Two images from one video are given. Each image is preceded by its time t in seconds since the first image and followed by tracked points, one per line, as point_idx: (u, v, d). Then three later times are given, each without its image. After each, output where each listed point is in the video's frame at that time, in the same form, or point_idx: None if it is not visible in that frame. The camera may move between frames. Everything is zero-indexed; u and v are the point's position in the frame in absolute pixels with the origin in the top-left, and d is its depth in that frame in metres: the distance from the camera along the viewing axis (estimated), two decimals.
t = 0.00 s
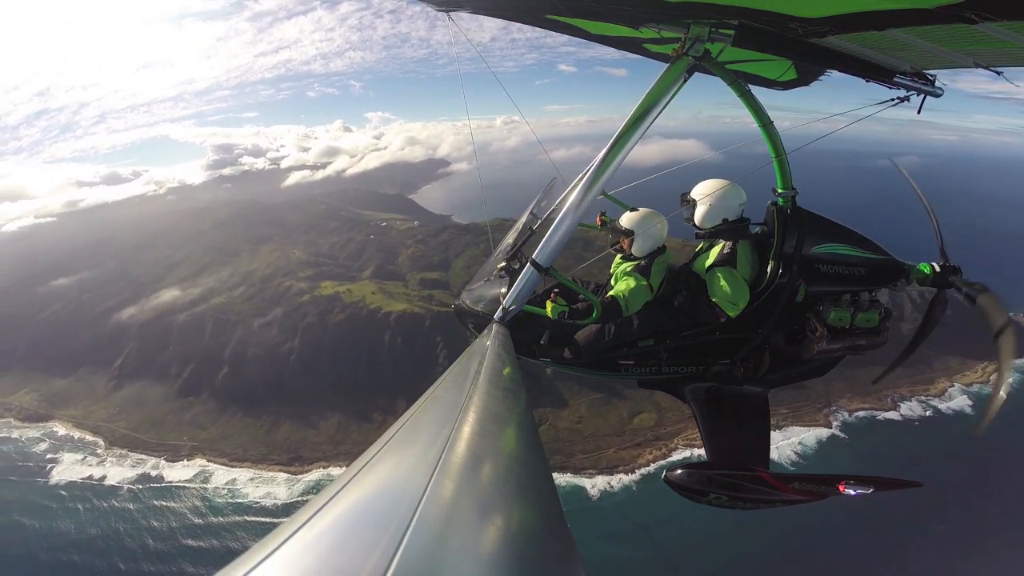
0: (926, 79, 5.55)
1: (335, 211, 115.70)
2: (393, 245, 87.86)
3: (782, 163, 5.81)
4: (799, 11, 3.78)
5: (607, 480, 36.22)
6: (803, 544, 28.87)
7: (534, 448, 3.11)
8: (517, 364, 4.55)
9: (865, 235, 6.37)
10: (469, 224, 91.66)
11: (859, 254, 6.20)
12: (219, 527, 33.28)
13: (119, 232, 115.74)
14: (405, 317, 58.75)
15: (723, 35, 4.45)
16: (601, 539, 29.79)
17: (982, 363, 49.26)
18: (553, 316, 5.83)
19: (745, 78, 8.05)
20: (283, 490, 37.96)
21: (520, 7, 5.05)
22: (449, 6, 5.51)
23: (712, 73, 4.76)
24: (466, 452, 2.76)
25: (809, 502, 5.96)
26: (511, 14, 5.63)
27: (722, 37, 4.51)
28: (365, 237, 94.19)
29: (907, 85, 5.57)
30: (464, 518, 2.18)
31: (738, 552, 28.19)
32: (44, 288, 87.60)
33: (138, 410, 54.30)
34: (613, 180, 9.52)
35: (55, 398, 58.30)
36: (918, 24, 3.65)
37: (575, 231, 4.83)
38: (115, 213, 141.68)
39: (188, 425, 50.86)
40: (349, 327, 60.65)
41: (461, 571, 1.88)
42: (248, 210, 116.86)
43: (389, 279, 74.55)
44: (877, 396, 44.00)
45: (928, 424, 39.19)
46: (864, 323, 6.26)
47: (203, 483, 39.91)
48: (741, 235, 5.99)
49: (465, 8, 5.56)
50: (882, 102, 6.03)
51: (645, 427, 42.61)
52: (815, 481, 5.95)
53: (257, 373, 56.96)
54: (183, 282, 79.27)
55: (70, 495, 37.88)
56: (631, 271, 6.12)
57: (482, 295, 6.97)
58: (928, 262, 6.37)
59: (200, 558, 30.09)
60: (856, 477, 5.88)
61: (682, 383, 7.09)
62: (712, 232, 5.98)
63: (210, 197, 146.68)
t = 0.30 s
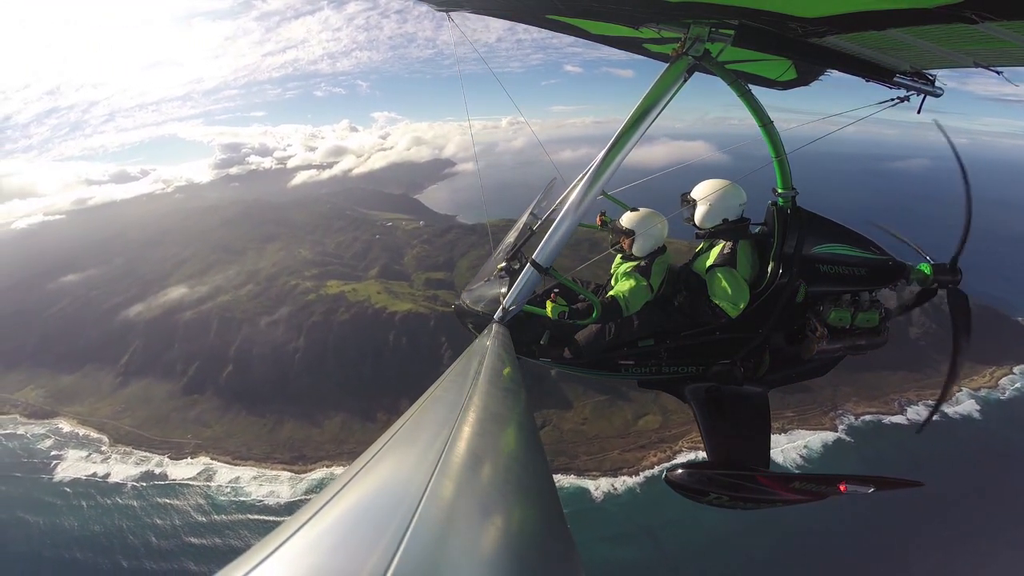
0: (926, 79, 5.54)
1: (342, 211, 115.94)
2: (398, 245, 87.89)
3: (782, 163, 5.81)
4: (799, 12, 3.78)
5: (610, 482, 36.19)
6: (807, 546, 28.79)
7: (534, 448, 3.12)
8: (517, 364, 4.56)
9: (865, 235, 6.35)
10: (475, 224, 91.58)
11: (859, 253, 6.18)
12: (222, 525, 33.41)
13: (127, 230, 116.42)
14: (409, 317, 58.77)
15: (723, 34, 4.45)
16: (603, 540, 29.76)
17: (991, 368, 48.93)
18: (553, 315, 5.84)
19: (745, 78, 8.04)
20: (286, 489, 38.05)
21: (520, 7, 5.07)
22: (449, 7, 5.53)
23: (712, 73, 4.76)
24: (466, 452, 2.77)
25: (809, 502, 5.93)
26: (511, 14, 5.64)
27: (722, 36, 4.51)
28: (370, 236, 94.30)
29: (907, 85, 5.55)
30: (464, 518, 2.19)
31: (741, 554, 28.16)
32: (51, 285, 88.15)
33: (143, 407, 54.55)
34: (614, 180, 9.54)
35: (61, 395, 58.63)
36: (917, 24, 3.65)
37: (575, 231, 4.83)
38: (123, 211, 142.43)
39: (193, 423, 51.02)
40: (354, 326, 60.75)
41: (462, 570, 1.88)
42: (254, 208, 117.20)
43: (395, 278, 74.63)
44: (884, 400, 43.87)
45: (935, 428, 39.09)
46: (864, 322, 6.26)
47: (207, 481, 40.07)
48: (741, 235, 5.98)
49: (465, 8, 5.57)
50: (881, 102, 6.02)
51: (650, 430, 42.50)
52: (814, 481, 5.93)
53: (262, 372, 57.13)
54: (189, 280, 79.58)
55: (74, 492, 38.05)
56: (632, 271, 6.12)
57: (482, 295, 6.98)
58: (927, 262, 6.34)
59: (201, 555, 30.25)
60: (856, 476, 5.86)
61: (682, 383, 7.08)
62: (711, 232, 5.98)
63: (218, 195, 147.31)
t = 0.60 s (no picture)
0: (926, 79, 5.52)
1: (348, 210, 116.12)
2: (405, 244, 87.90)
3: (782, 163, 5.82)
4: (798, 11, 3.77)
5: (614, 485, 36.13)
6: (811, 551, 28.70)
7: (534, 448, 3.12)
8: (517, 364, 4.57)
9: (865, 235, 6.33)
10: (481, 225, 91.56)
11: (859, 253, 6.17)
12: (225, 523, 33.50)
13: (135, 228, 116.99)
14: (415, 317, 58.72)
15: (724, 34, 4.46)
16: (605, 543, 29.77)
17: (1000, 374, 48.65)
18: (553, 315, 5.84)
19: (746, 78, 8.03)
20: (288, 488, 38.11)
21: (521, 7, 5.08)
22: (449, 6, 5.54)
23: (712, 73, 4.76)
24: (466, 452, 2.78)
25: (809, 502, 5.92)
26: (512, 14, 5.65)
27: (722, 37, 4.53)
28: (377, 236, 94.35)
29: (907, 85, 5.54)
30: (463, 518, 2.20)
31: (745, 558, 28.11)
32: (60, 282, 88.69)
33: (148, 405, 54.74)
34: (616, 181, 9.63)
35: (67, 391, 58.92)
36: (918, 24, 3.63)
37: (575, 231, 4.84)
38: (132, 209, 143.12)
39: (198, 421, 51.16)
40: (359, 326, 60.81)
41: (461, 570, 1.89)
42: (262, 207, 117.46)
43: (400, 278, 74.70)
44: (892, 405, 43.77)
45: (942, 435, 38.97)
46: (864, 322, 6.25)
47: (210, 479, 40.19)
48: (741, 235, 5.98)
49: (466, 9, 5.58)
50: (881, 102, 6.01)
51: (655, 433, 42.37)
52: (815, 482, 5.90)
53: (266, 371, 57.26)
54: (197, 278, 79.82)
55: (78, 489, 38.20)
56: (631, 272, 6.12)
57: (482, 295, 6.99)
58: (928, 261, 6.32)
59: (201, 554, 30.33)
60: (857, 477, 5.84)
61: (682, 383, 7.08)
62: (713, 232, 6.02)
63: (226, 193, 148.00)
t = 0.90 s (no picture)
0: (927, 79, 5.49)
1: (355, 208, 116.16)
2: (410, 243, 87.83)
3: (782, 163, 5.81)
4: (798, 12, 3.77)
5: (617, 487, 36.15)
6: (812, 555, 28.73)
7: (533, 447, 3.13)
8: (517, 364, 4.57)
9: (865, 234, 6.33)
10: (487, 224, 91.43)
11: (859, 253, 6.16)
12: (226, 520, 33.62)
13: (143, 224, 117.45)
14: (420, 317, 58.66)
15: (724, 34, 4.46)
16: (606, 545, 29.87)
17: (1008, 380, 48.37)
18: (553, 315, 5.84)
19: (746, 78, 8.01)
20: (290, 484, 38.28)
21: (521, 7, 5.08)
22: (450, 6, 5.54)
23: (712, 73, 4.76)
24: (467, 452, 2.78)
25: (808, 502, 5.91)
26: (512, 14, 5.66)
27: (723, 36, 4.52)
28: (383, 234, 94.31)
29: (907, 85, 5.52)
30: (464, 519, 2.20)
31: (747, 560, 28.15)
32: (67, 277, 89.16)
33: (152, 400, 54.90)
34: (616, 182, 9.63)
35: (72, 385, 59.17)
36: (917, 24, 3.62)
37: (575, 231, 4.83)
38: (141, 205, 143.79)
39: (202, 417, 51.29)
40: (364, 324, 60.79)
41: (460, 571, 1.89)
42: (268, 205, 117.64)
43: (406, 277, 74.65)
44: (898, 410, 43.68)
45: (948, 440, 38.88)
46: (863, 323, 6.21)
47: (212, 475, 40.29)
48: (740, 235, 6.01)
49: (466, 8, 5.57)
50: (880, 102, 5.99)
51: (659, 436, 42.38)
52: (815, 481, 5.90)
53: (271, 368, 57.34)
54: (203, 274, 80.01)
55: (80, 483, 38.29)
56: (631, 272, 6.11)
57: (482, 295, 6.99)
58: (927, 261, 6.31)
59: (203, 550, 30.57)
60: (857, 476, 5.82)
61: (682, 383, 7.08)
62: (712, 231, 6.03)
63: (235, 190, 148.53)
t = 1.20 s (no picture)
0: (927, 79, 5.46)
1: (362, 207, 116.09)
2: (417, 243, 87.69)
3: (782, 164, 5.83)
4: (799, 12, 3.77)
5: (620, 490, 36.18)
6: (815, 559, 28.66)
7: (533, 446, 3.14)
8: (517, 364, 4.58)
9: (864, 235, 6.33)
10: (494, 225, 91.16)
11: (859, 254, 6.16)
12: (229, 516, 33.77)
13: (152, 220, 118.09)
14: (426, 317, 58.59)
15: (724, 34, 4.47)
16: (607, 548, 29.95)
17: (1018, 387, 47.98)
18: (554, 315, 5.85)
19: (747, 78, 7.99)
20: (293, 482, 38.56)
21: (521, 7, 5.07)
22: (449, 6, 5.54)
23: (712, 73, 4.77)
24: (467, 452, 2.79)
25: (809, 503, 5.89)
26: (512, 14, 5.64)
27: (723, 36, 4.53)
28: (390, 233, 94.24)
29: (907, 85, 5.49)
30: (464, 519, 2.21)
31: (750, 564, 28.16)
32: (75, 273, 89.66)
33: (157, 397, 55.15)
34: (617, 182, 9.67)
35: (79, 380, 59.57)
36: (916, 24, 3.62)
37: (575, 230, 4.84)
38: (151, 202, 144.44)
39: (208, 415, 51.52)
40: (370, 323, 60.74)
41: (462, 571, 1.90)
42: (276, 203, 117.97)
43: (412, 277, 74.55)
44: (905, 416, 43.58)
45: (954, 446, 38.77)
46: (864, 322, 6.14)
47: (216, 472, 40.45)
48: (740, 235, 6.05)
49: (467, 8, 5.59)
50: (880, 102, 5.96)
51: (663, 439, 42.27)
52: (815, 482, 5.89)
53: (276, 367, 57.45)
54: (211, 272, 80.28)
55: (85, 478, 38.52)
56: (631, 272, 6.12)
57: (482, 295, 7.01)
58: (928, 261, 6.29)
59: (204, 546, 30.75)
60: (857, 477, 5.81)
61: (682, 383, 7.08)
62: (712, 231, 6.06)
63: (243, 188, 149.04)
